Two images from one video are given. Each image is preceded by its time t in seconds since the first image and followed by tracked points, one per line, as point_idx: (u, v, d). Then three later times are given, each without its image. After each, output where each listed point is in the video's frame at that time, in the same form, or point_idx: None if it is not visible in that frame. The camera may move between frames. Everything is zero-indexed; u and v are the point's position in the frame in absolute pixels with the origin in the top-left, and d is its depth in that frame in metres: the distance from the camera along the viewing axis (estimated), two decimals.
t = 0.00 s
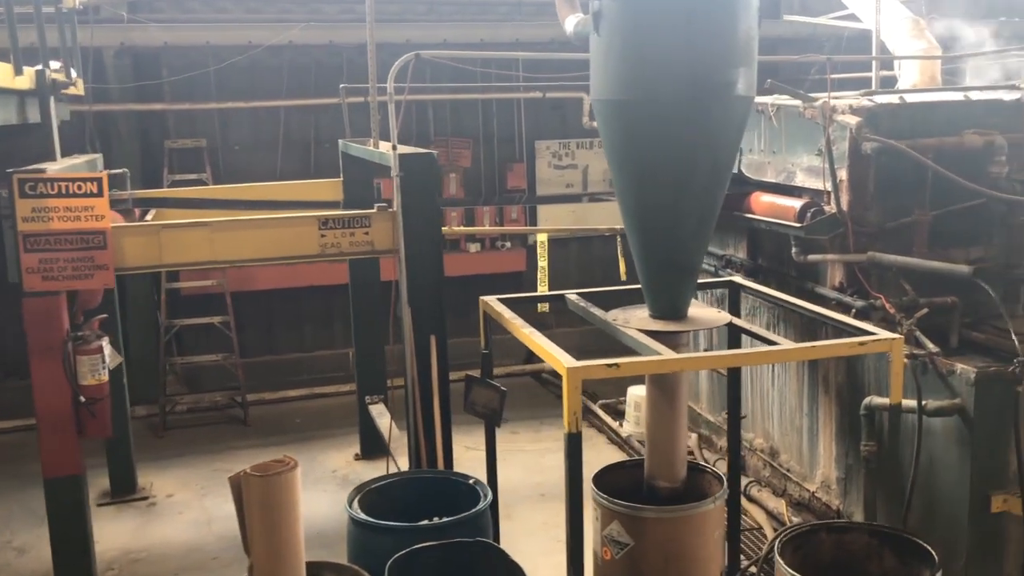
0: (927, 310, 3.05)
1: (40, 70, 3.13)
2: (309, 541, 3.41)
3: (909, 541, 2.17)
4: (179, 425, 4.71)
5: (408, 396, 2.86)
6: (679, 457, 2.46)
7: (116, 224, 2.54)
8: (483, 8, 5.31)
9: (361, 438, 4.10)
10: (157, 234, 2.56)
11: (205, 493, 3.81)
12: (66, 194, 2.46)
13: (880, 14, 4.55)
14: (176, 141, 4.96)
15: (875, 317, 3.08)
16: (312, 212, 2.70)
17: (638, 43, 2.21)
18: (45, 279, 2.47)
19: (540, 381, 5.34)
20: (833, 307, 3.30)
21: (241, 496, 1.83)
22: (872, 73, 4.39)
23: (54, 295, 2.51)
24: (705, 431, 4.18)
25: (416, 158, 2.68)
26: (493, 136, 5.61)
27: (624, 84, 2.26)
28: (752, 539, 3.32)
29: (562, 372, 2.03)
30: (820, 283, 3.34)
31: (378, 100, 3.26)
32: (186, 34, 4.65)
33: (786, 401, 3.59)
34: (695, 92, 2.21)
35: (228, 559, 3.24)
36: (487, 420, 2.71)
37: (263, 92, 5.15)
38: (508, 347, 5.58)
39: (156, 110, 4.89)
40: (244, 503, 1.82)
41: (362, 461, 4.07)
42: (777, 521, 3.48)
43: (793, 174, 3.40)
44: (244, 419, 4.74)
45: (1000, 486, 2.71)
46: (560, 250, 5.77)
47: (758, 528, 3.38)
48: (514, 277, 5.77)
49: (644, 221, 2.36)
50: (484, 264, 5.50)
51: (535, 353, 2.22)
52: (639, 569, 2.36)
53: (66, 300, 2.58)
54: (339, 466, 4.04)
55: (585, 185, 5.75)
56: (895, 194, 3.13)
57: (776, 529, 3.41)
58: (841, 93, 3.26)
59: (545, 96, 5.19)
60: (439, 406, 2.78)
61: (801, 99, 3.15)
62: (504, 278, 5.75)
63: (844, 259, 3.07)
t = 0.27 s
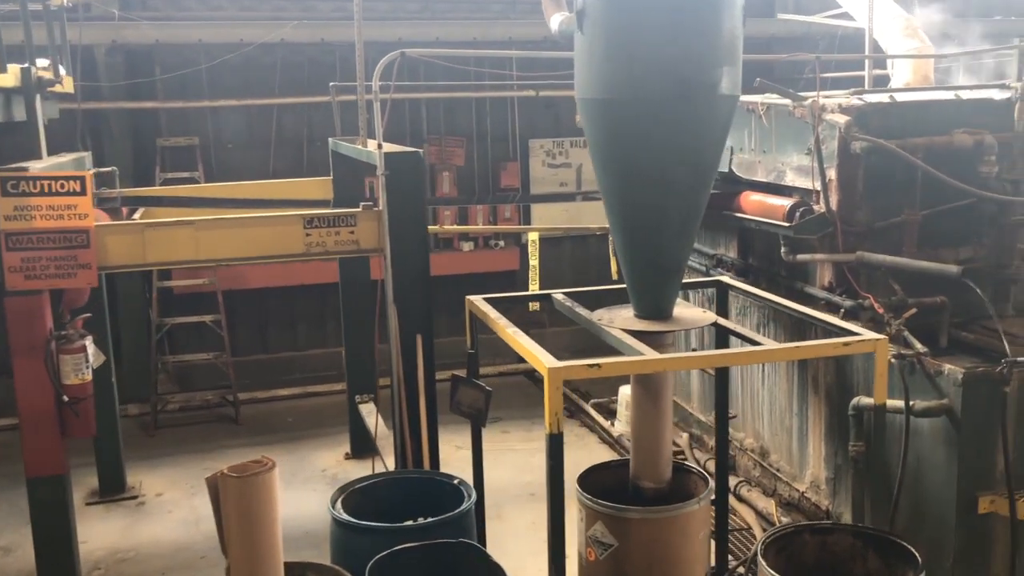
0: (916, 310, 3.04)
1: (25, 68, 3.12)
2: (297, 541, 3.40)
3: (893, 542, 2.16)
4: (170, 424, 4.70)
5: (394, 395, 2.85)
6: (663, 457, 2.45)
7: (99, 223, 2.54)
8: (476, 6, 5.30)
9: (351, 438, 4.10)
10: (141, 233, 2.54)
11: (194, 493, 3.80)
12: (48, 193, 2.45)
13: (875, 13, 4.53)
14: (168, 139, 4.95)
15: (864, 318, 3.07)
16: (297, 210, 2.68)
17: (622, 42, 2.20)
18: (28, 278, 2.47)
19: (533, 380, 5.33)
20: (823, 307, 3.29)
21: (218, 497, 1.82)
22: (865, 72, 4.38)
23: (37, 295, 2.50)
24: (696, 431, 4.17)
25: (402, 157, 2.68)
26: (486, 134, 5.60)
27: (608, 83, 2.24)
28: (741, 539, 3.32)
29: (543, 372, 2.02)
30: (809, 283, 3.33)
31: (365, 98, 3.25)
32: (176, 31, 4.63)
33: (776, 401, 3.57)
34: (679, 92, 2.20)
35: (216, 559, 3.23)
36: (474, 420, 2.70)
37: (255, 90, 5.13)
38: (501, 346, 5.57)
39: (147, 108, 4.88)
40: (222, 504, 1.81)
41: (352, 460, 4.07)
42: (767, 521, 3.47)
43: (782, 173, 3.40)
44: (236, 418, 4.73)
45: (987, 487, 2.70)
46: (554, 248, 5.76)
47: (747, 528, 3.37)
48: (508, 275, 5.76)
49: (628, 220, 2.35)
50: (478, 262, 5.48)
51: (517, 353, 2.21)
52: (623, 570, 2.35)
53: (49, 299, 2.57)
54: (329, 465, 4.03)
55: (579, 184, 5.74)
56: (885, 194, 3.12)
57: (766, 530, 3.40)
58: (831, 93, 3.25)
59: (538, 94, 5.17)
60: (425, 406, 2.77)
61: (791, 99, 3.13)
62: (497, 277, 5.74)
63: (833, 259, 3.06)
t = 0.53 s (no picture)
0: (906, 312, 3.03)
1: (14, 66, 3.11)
2: (286, 541, 3.40)
3: (878, 545, 2.15)
4: (162, 424, 4.69)
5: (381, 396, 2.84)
6: (649, 459, 2.44)
7: (84, 221, 2.55)
8: (471, 6, 5.29)
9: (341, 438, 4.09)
10: (125, 232, 2.56)
11: (183, 493, 3.79)
12: (32, 192, 2.43)
13: (870, 14, 4.52)
14: (161, 138, 4.94)
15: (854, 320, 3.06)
16: (283, 210, 2.68)
17: (608, 42, 2.18)
18: (11, 277, 2.45)
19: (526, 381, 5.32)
20: (813, 308, 3.28)
21: (197, 499, 1.82)
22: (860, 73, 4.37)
23: (21, 295, 2.49)
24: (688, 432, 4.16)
25: (389, 157, 2.68)
26: (481, 134, 5.59)
27: (593, 83, 2.23)
28: (731, 541, 3.30)
29: (526, 373, 2.01)
30: (800, 284, 3.31)
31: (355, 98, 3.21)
32: (169, 30, 4.62)
33: (767, 403, 3.56)
34: (664, 92, 2.19)
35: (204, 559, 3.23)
36: (461, 422, 2.68)
37: (249, 89, 5.12)
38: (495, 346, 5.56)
39: (140, 107, 4.87)
40: (201, 506, 1.80)
41: (343, 460, 4.06)
42: (757, 523, 3.46)
43: (773, 174, 3.39)
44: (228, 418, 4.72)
45: (976, 490, 2.69)
46: (548, 249, 5.75)
47: (737, 530, 3.36)
48: (502, 276, 5.75)
49: (614, 221, 2.34)
50: (472, 262, 5.46)
51: (502, 354, 2.20)
52: (607, 572, 2.34)
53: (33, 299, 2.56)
54: (319, 465, 4.02)
55: (573, 184, 5.73)
56: (875, 195, 3.11)
57: (756, 531, 3.39)
58: (821, 93, 3.25)
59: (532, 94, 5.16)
60: (412, 407, 2.76)
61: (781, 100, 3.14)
62: (491, 277, 5.74)
63: (823, 260, 3.04)
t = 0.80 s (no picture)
0: (896, 315, 3.02)
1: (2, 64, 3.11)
2: (274, 542, 3.39)
3: (864, 549, 2.14)
4: (154, 424, 4.69)
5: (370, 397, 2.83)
6: (636, 462, 2.43)
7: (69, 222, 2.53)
8: (465, 6, 5.28)
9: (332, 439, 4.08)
10: (110, 232, 2.56)
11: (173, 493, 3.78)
12: (17, 192, 2.42)
13: (864, 15, 4.50)
14: (155, 138, 4.93)
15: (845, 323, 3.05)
16: (270, 210, 2.67)
17: (593, 42, 2.17)
18: None
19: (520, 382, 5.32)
20: (804, 311, 3.27)
21: (176, 501, 1.80)
22: (854, 74, 4.35)
23: (7, 294, 2.51)
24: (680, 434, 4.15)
25: (377, 158, 2.67)
26: (475, 134, 5.58)
27: (578, 84, 2.23)
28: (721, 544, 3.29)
29: (509, 375, 2.00)
30: (791, 286, 3.30)
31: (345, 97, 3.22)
32: (161, 30, 4.61)
33: (758, 405, 3.56)
34: (650, 93, 2.18)
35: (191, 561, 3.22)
36: (448, 424, 2.66)
37: (242, 88, 5.11)
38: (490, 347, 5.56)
39: (134, 107, 4.86)
40: (179, 508, 1.79)
41: (334, 461, 4.05)
42: (747, 525, 3.45)
43: (764, 175, 3.37)
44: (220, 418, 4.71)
45: (965, 493, 2.68)
46: (542, 249, 5.74)
47: (726, 532, 3.35)
48: (497, 277, 5.74)
49: (600, 222, 2.33)
50: (466, 263, 5.45)
51: (486, 356, 2.19)
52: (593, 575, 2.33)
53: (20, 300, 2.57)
54: (310, 467, 4.01)
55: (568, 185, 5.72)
56: (865, 198, 3.10)
57: (746, 534, 3.38)
58: (812, 94, 3.24)
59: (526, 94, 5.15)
60: (399, 409, 2.75)
61: (771, 100, 3.14)
62: (486, 278, 5.73)
63: (814, 263, 3.03)
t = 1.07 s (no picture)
0: (885, 316, 3.01)
1: None
2: (261, 543, 3.38)
3: (847, 552, 2.13)
4: (143, 423, 4.67)
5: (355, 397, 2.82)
6: (620, 463, 2.42)
7: (52, 220, 2.53)
8: (457, 5, 5.27)
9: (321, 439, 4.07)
10: (94, 232, 2.56)
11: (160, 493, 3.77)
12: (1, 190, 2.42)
13: (856, 16, 4.50)
14: (145, 137, 4.91)
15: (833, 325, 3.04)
16: (254, 210, 2.67)
17: (576, 41, 2.16)
18: None
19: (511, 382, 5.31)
20: (792, 312, 3.26)
21: (153, 500, 1.79)
22: (846, 74, 4.34)
23: None
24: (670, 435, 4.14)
25: (361, 157, 2.66)
26: (468, 134, 5.57)
27: (562, 84, 2.22)
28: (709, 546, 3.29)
29: (490, 376, 1.99)
30: (779, 287, 3.30)
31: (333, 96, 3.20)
32: (152, 28, 4.60)
33: (746, 406, 3.55)
34: (633, 93, 2.17)
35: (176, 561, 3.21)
36: (433, 425, 2.64)
37: (233, 87, 5.10)
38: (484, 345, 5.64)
39: (124, 105, 4.85)
40: (156, 508, 1.77)
41: (323, 461, 4.04)
42: (735, 527, 3.45)
43: (753, 176, 3.36)
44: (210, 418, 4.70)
45: (951, 496, 2.67)
46: (535, 250, 5.73)
47: (714, 534, 3.34)
48: (489, 277, 5.73)
49: (584, 222, 2.32)
50: (458, 263, 5.44)
51: (468, 356, 2.18)
52: None
53: None
54: (299, 467, 4.00)
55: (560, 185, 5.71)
56: (854, 199, 3.09)
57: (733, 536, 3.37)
58: (801, 95, 3.23)
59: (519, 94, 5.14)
60: (384, 409, 2.75)
61: (760, 101, 3.13)
62: (478, 278, 5.72)
63: (801, 264, 3.02)
